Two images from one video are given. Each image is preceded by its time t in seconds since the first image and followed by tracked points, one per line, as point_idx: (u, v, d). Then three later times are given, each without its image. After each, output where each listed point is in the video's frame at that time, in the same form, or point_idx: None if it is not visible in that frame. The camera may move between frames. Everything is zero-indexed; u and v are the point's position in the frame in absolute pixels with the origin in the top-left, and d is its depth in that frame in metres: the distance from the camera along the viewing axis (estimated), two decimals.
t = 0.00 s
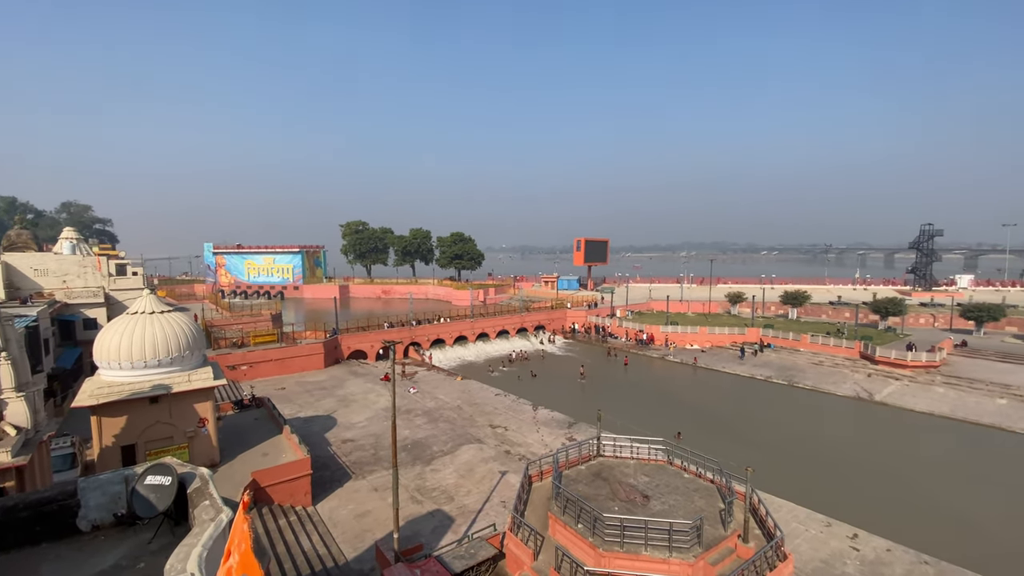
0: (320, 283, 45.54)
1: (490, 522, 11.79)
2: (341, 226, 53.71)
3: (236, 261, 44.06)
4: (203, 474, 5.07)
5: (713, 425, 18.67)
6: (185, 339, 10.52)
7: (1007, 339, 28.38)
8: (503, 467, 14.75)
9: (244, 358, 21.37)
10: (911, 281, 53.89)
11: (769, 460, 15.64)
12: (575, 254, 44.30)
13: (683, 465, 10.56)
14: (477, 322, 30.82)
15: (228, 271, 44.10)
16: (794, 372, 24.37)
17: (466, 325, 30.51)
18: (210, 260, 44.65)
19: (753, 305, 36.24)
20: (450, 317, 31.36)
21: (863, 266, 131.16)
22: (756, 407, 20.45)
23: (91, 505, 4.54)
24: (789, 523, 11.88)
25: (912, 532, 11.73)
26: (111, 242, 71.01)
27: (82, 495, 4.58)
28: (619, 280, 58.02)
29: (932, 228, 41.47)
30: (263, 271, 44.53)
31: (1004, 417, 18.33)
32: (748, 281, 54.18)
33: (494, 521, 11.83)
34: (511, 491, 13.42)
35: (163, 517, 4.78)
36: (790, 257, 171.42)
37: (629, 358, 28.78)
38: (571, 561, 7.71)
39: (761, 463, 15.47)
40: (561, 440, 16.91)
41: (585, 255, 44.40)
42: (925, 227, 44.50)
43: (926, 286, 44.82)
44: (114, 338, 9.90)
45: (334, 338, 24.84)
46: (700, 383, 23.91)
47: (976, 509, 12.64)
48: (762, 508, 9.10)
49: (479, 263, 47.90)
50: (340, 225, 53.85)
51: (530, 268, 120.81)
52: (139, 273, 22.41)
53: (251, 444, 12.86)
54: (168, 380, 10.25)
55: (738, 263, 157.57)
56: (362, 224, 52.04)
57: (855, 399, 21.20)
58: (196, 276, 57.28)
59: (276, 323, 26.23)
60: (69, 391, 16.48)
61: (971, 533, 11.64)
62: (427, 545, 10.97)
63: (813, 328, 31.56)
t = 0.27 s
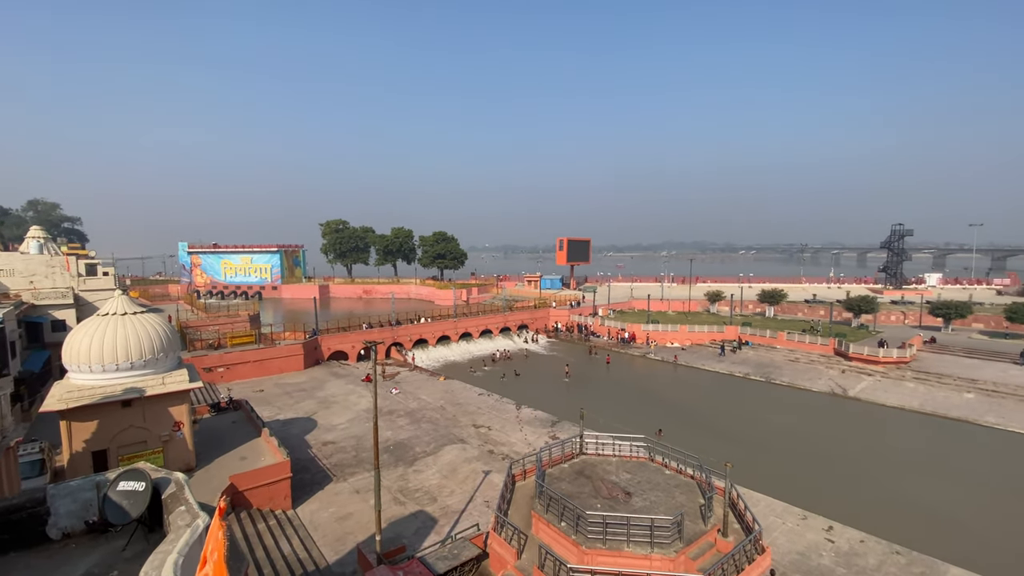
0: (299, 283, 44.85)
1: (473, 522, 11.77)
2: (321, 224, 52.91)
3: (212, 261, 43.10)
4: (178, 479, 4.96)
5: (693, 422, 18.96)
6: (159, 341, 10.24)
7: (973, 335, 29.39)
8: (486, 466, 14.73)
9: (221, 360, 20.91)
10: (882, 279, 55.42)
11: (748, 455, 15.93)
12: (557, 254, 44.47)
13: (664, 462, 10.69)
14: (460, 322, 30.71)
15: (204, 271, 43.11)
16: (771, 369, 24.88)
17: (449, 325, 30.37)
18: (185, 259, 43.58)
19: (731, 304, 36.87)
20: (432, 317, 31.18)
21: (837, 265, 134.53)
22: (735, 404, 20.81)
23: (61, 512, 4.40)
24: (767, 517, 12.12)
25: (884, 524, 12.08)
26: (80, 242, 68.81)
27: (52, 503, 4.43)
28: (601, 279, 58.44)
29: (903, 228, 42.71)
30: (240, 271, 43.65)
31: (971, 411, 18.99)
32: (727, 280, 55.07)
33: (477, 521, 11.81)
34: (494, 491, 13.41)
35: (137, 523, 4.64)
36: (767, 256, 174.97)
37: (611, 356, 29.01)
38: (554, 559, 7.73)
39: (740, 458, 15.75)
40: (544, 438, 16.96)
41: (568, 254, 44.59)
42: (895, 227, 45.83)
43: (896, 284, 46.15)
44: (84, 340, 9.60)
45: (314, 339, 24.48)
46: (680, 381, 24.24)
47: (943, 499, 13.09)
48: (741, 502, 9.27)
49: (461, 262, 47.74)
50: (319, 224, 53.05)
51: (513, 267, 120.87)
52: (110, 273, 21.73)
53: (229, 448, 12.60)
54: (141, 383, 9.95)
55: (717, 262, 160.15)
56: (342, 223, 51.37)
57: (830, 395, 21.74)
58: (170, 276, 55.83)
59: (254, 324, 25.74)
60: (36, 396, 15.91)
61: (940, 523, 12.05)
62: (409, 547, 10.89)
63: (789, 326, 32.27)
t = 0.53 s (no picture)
0: (277, 282, 44.08)
1: (455, 522, 11.74)
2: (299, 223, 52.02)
3: (186, 260, 42.05)
4: (151, 485, 4.83)
5: (673, 419, 19.21)
6: (130, 343, 9.97)
7: (940, 332, 30.41)
8: (469, 466, 14.69)
9: (196, 362, 20.42)
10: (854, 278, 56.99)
11: (726, 451, 16.23)
12: (539, 253, 44.59)
13: (645, 458, 10.81)
14: (442, 322, 30.56)
15: (177, 270, 42.02)
16: (748, 366, 25.38)
17: (431, 325, 30.20)
18: (157, 259, 42.41)
19: (710, 302, 37.48)
20: (414, 317, 30.96)
21: (812, 264, 137.83)
22: (714, 401, 21.16)
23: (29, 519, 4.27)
24: (744, 511, 12.36)
25: (857, 516, 12.43)
26: (47, 240, 66.45)
27: (20, 510, 4.28)
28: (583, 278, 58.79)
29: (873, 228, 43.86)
30: (215, 270, 42.68)
31: (938, 405, 19.66)
32: (706, 279, 55.95)
33: (459, 521, 11.79)
34: (477, 491, 13.38)
35: (109, 530, 4.50)
36: (744, 256, 178.35)
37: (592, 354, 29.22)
38: (537, 557, 7.75)
39: (718, 454, 16.04)
40: (526, 437, 17.00)
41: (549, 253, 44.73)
42: (867, 227, 47.14)
43: (868, 282, 47.48)
44: (51, 342, 9.28)
45: (293, 340, 24.08)
46: (660, 378, 24.56)
47: (912, 491, 13.53)
48: (720, 497, 9.44)
49: (443, 262, 47.51)
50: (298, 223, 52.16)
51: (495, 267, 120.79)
52: (79, 273, 21.03)
53: (205, 451, 12.31)
54: (111, 387, 9.66)
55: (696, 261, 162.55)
56: (321, 222, 50.60)
57: (805, 390, 22.28)
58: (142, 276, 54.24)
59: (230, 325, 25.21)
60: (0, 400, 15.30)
61: (909, 513, 12.44)
62: (391, 549, 10.80)
63: (765, 324, 32.96)
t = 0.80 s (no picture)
0: (253, 282, 43.22)
1: (437, 523, 11.69)
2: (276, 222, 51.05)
3: (158, 260, 40.92)
4: (122, 491, 4.68)
5: (654, 416, 19.44)
6: (99, 344, 9.66)
7: (908, 328, 31.42)
8: (450, 467, 14.64)
9: (169, 364, 19.88)
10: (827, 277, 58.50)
11: (704, 447, 16.50)
12: (521, 252, 44.66)
13: (626, 456, 10.91)
14: (423, 322, 30.35)
15: (149, 270, 40.88)
16: (726, 364, 25.86)
17: (412, 325, 29.97)
18: (128, 258, 41.16)
19: (688, 301, 38.05)
20: (395, 317, 30.70)
21: (787, 263, 141.15)
22: (693, 398, 21.49)
23: None
24: (722, 505, 12.59)
25: (830, 508, 12.76)
26: (11, 239, 63.97)
27: None
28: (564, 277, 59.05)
29: (846, 228, 45.16)
30: (189, 270, 41.63)
31: (907, 400, 20.31)
32: (685, 278, 56.78)
33: (441, 521, 11.73)
34: (459, 491, 13.34)
35: (78, 538, 4.34)
36: (721, 255, 181.57)
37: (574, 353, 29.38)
38: (519, 556, 7.76)
39: (697, 450, 16.29)
40: (508, 436, 17.01)
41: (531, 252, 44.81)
42: (840, 227, 48.42)
43: (840, 281, 48.81)
44: (15, 344, 8.94)
45: (270, 341, 23.64)
46: (640, 376, 24.84)
47: (882, 483, 13.97)
48: (699, 492, 9.60)
49: (424, 261, 47.21)
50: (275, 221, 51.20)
51: (476, 266, 120.51)
52: (45, 274, 20.27)
53: (179, 456, 12.00)
54: (80, 391, 9.33)
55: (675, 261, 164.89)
56: (299, 221, 49.76)
57: (780, 387, 22.79)
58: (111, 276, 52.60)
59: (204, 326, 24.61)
60: None
61: (879, 505, 12.84)
62: (372, 551, 10.69)
63: (742, 322, 33.63)
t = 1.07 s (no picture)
0: (228, 282, 42.23)
1: (418, 524, 11.61)
2: (252, 220, 49.95)
3: (127, 259, 39.63)
4: (91, 499, 4.54)
5: (634, 414, 19.65)
6: (66, 346, 9.35)
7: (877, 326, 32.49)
8: (432, 467, 14.55)
9: (139, 367, 19.26)
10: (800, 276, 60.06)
11: (682, 443, 16.76)
12: (502, 252, 44.67)
13: (606, 453, 11.01)
14: (403, 322, 30.10)
15: (117, 270, 39.55)
16: (703, 361, 26.30)
17: (392, 325, 29.70)
18: (95, 258, 39.75)
19: (667, 300, 38.58)
20: (374, 317, 30.37)
21: (762, 262, 144.34)
22: (672, 395, 21.78)
23: None
24: (700, 501, 12.80)
25: (803, 501, 13.10)
26: None
27: None
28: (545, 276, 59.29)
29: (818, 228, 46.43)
30: (160, 270, 40.43)
31: (877, 395, 20.96)
32: (664, 278, 57.61)
33: (422, 523, 11.65)
34: (440, 492, 13.27)
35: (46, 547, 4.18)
36: (699, 254, 184.73)
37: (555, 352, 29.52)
38: (502, 556, 7.75)
39: (676, 446, 16.54)
40: (490, 436, 16.99)
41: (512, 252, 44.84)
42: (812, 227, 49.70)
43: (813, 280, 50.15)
44: None
45: (245, 342, 23.11)
46: (621, 374, 25.07)
47: (852, 475, 14.41)
48: (677, 488, 9.74)
49: (404, 261, 46.81)
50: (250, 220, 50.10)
51: (457, 266, 120.10)
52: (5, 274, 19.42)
53: (150, 462, 11.63)
54: (46, 395, 8.93)
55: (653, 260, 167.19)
56: (275, 219, 48.80)
57: (756, 383, 23.29)
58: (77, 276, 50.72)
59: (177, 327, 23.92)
60: None
61: (850, 498, 13.23)
62: (352, 554, 10.55)
63: (719, 320, 34.25)
